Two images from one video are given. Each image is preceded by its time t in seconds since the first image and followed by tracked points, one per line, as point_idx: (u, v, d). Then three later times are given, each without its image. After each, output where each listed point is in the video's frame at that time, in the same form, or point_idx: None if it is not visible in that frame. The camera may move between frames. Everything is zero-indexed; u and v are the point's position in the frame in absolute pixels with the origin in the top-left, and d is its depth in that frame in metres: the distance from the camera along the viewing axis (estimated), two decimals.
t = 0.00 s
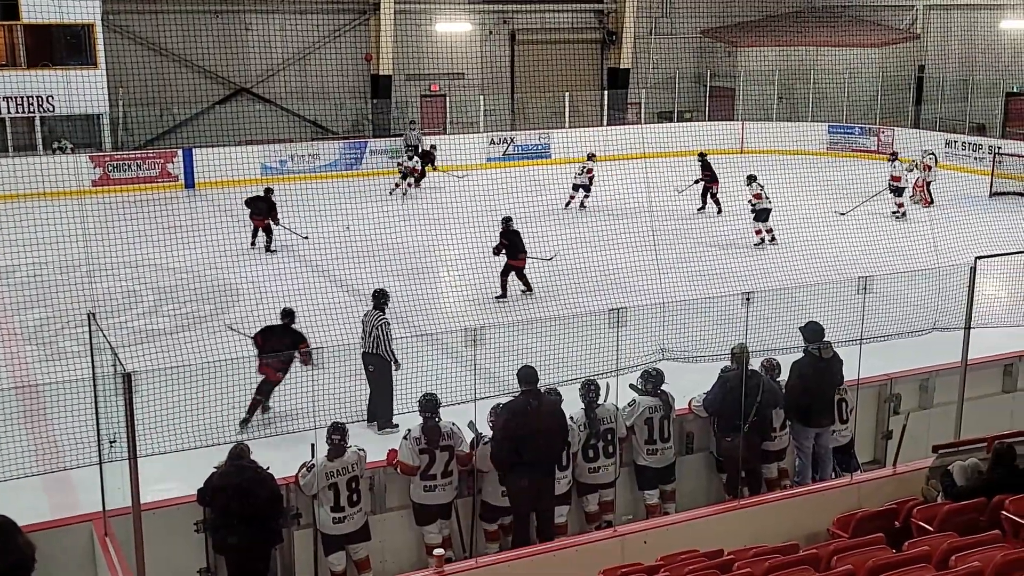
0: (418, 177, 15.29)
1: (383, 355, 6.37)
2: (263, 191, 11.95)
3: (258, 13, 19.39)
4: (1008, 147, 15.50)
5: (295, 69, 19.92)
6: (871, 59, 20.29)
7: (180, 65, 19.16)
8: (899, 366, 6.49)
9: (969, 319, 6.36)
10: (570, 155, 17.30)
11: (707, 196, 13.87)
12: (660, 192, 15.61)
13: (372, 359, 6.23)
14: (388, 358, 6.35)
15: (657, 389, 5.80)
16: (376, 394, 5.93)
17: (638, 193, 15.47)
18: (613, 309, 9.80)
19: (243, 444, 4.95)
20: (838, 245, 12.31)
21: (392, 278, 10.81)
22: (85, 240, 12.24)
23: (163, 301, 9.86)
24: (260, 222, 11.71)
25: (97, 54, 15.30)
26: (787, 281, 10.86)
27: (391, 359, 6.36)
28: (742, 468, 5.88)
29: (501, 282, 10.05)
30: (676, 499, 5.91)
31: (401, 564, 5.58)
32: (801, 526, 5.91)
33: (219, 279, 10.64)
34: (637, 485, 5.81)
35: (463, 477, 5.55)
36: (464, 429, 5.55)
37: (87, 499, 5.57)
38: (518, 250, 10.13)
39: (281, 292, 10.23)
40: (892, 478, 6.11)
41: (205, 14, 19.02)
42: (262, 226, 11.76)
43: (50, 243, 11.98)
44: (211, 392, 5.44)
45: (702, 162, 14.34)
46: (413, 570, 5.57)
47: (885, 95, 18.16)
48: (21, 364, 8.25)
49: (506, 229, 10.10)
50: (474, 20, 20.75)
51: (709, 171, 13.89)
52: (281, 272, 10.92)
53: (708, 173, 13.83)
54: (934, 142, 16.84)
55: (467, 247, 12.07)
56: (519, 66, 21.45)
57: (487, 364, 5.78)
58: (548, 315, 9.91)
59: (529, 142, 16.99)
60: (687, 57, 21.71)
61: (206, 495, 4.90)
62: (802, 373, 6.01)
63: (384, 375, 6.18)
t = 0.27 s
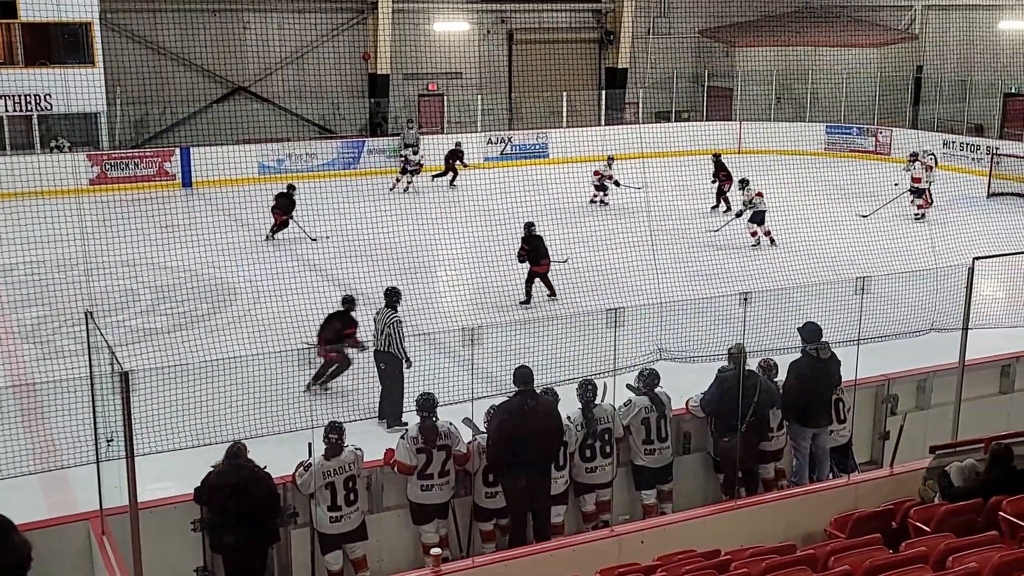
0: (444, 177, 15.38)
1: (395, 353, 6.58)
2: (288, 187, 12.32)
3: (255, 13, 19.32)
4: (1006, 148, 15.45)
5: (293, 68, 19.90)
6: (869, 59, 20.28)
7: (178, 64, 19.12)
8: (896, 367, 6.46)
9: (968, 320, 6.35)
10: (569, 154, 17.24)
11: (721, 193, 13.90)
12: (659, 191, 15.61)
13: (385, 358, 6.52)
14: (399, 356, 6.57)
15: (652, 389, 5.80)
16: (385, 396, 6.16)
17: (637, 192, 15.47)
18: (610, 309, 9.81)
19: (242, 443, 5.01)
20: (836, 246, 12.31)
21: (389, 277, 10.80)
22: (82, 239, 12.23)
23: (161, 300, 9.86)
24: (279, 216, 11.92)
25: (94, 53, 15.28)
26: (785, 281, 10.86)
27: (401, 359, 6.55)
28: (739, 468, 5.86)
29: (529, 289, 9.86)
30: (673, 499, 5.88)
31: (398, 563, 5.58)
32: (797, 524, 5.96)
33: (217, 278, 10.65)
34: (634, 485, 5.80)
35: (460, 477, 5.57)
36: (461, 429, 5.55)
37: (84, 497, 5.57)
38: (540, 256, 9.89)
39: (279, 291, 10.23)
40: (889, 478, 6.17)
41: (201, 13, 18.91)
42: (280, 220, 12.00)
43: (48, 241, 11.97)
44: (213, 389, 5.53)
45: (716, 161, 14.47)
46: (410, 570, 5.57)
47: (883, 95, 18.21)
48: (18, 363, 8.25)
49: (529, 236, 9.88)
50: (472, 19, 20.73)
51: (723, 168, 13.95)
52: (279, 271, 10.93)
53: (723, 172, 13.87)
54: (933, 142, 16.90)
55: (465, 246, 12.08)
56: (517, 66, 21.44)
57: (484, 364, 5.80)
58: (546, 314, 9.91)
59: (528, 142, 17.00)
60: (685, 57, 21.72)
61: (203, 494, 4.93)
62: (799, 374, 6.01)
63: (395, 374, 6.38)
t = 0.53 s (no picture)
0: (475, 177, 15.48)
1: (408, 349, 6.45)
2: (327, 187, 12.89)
3: (253, 11, 19.23)
4: (1001, 147, 15.61)
5: (290, 67, 19.87)
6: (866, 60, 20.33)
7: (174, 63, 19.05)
8: (893, 367, 6.45)
9: (963, 320, 6.30)
10: (565, 153, 17.20)
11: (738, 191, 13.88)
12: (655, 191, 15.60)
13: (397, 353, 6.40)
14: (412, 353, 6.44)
15: (647, 388, 5.82)
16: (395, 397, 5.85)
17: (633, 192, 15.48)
18: (608, 309, 9.81)
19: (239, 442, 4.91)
20: (832, 245, 12.31)
21: (385, 278, 10.79)
22: (77, 238, 12.18)
23: (158, 300, 9.82)
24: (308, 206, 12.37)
25: (91, 52, 15.21)
26: (782, 281, 10.87)
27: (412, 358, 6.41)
28: (737, 467, 5.86)
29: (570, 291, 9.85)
30: (670, 498, 5.91)
31: (396, 563, 5.59)
32: (795, 523, 5.90)
33: (212, 277, 10.63)
34: (632, 485, 5.82)
35: (457, 476, 5.56)
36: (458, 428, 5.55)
37: (81, 495, 5.50)
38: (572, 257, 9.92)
39: (276, 290, 10.20)
40: (887, 478, 6.07)
41: (198, 12, 18.86)
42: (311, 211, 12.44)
43: (43, 241, 11.93)
44: (216, 388, 5.56)
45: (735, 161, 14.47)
46: (408, 570, 5.58)
47: (881, 95, 18.33)
48: (14, 363, 8.21)
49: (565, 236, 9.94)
50: (470, 18, 20.71)
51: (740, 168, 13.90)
52: (276, 270, 10.90)
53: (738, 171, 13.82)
54: (930, 143, 17.05)
55: (462, 245, 12.08)
56: (515, 65, 21.43)
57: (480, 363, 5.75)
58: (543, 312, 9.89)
59: (525, 141, 16.96)
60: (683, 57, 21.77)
61: (201, 494, 4.86)
62: (797, 373, 5.96)
63: (408, 370, 6.28)
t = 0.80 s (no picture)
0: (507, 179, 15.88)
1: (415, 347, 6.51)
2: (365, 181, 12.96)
3: (245, 10, 19.22)
4: (993, 147, 15.71)
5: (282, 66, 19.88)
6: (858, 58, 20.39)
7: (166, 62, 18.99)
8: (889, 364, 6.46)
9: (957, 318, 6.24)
10: (558, 153, 17.25)
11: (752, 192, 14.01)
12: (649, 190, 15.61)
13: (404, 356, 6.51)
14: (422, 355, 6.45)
15: (640, 388, 5.80)
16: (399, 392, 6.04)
17: (626, 191, 15.48)
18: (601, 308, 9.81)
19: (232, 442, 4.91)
20: (825, 245, 12.33)
21: (378, 278, 10.77)
22: (69, 238, 12.13)
23: (150, 300, 9.79)
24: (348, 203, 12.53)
25: (82, 51, 15.13)
26: (775, 280, 10.88)
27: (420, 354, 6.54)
28: (729, 465, 5.90)
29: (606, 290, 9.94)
30: (663, 498, 5.92)
31: (390, 562, 5.55)
32: (788, 523, 5.98)
33: (204, 277, 10.60)
34: (625, 484, 5.82)
35: (450, 475, 5.53)
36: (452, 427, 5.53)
37: (73, 497, 5.50)
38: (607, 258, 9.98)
39: (269, 290, 10.18)
40: (879, 477, 6.19)
41: (190, 11, 18.83)
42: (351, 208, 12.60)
43: (35, 242, 11.88)
44: (209, 387, 5.55)
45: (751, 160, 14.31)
46: (402, 570, 5.55)
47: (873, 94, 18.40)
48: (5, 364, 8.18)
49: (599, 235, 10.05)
50: (463, 18, 20.78)
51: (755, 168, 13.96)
52: (269, 270, 10.88)
53: (753, 171, 13.95)
54: (921, 143, 17.18)
55: (455, 245, 12.07)
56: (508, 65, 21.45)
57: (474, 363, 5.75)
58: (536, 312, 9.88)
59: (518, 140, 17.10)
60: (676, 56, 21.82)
61: (194, 494, 4.84)
62: (790, 371, 6.02)
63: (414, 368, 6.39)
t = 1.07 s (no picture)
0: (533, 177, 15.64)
1: (412, 346, 6.54)
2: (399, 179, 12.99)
3: (229, 10, 19.16)
4: (976, 145, 15.80)
5: (266, 66, 19.84)
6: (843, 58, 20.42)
7: (150, 63, 18.89)
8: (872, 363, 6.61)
9: (939, 317, 6.25)
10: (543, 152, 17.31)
11: (757, 189, 14.05)
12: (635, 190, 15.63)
13: (403, 351, 6.46)
14: (417, 351, 6.51)
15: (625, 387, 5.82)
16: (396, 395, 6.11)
17: (612, 191, 15.50)
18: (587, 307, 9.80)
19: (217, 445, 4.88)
20: (810, 244, 12.37)
21: (364, 278, 10.74)
22: (52, 240, 12.07)
23: (134, 302, 9.75)
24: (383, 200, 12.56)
25: (65, 51, 15.07)
26: (761, 278, 10.90)
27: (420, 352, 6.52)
28: (716, 464, 5.88)
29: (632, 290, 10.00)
30: (649, 497, 5.94)
31: (377, 564, 5.58)
32: (773, 521, 5.93)
33: (188, 278, 10.56)
34: (611, 484, 5.82)
35: (437, 475, 5.57)
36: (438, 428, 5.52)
37: (56, 499, 5.49)
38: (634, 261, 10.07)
39: (254, 292, 10.15)
40: (862, 473, 6.09)
41: (173, 11, 18.75)
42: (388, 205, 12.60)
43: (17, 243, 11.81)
44: (197, 391, 5.51)
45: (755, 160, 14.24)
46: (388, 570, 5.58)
47: (858, 94, 18.29)
48: None
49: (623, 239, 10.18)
50: (448, 18, 20.74)
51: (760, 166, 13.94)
52: (255, 271, 10.85)
53: (759, 171, 13.93)
54: (905, 143, 17.22)
55: (442, 245, 12.06)
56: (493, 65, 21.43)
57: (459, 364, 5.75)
58: (521, 311, 9.87)
59: (504, 140, 17.19)
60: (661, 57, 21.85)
61: (178, 497, 4.81)
62: (776, 370, 5.99)
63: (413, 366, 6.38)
